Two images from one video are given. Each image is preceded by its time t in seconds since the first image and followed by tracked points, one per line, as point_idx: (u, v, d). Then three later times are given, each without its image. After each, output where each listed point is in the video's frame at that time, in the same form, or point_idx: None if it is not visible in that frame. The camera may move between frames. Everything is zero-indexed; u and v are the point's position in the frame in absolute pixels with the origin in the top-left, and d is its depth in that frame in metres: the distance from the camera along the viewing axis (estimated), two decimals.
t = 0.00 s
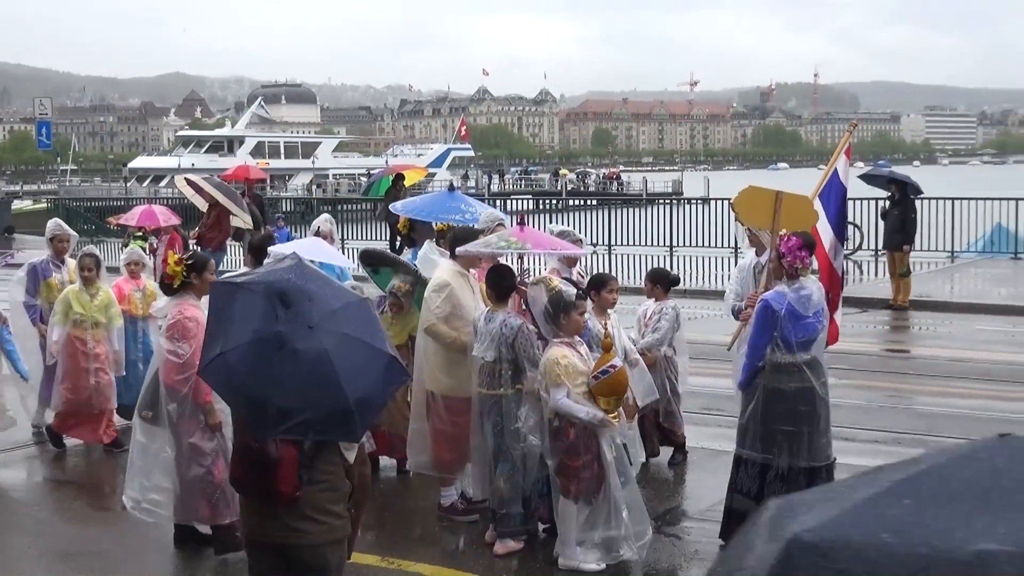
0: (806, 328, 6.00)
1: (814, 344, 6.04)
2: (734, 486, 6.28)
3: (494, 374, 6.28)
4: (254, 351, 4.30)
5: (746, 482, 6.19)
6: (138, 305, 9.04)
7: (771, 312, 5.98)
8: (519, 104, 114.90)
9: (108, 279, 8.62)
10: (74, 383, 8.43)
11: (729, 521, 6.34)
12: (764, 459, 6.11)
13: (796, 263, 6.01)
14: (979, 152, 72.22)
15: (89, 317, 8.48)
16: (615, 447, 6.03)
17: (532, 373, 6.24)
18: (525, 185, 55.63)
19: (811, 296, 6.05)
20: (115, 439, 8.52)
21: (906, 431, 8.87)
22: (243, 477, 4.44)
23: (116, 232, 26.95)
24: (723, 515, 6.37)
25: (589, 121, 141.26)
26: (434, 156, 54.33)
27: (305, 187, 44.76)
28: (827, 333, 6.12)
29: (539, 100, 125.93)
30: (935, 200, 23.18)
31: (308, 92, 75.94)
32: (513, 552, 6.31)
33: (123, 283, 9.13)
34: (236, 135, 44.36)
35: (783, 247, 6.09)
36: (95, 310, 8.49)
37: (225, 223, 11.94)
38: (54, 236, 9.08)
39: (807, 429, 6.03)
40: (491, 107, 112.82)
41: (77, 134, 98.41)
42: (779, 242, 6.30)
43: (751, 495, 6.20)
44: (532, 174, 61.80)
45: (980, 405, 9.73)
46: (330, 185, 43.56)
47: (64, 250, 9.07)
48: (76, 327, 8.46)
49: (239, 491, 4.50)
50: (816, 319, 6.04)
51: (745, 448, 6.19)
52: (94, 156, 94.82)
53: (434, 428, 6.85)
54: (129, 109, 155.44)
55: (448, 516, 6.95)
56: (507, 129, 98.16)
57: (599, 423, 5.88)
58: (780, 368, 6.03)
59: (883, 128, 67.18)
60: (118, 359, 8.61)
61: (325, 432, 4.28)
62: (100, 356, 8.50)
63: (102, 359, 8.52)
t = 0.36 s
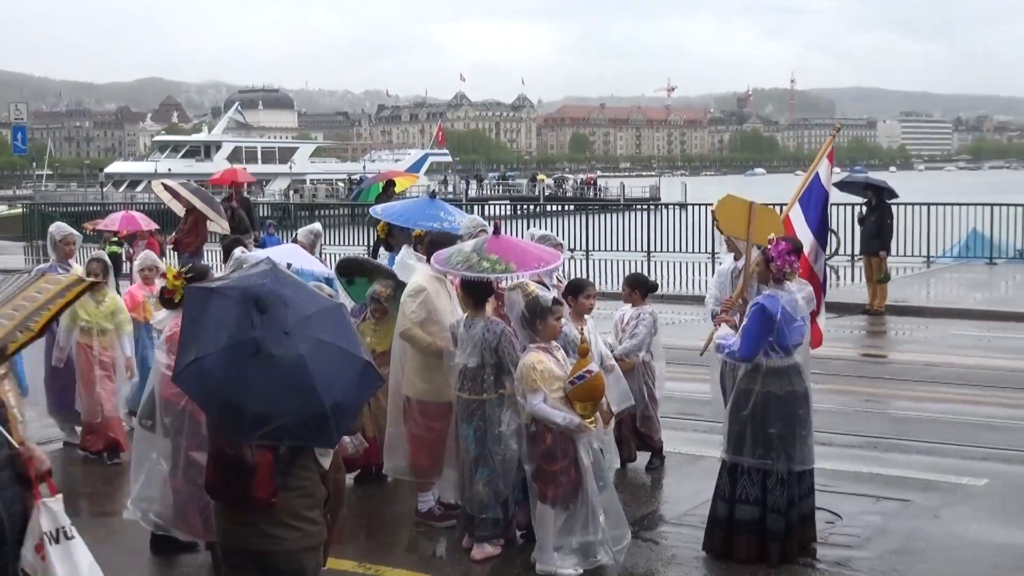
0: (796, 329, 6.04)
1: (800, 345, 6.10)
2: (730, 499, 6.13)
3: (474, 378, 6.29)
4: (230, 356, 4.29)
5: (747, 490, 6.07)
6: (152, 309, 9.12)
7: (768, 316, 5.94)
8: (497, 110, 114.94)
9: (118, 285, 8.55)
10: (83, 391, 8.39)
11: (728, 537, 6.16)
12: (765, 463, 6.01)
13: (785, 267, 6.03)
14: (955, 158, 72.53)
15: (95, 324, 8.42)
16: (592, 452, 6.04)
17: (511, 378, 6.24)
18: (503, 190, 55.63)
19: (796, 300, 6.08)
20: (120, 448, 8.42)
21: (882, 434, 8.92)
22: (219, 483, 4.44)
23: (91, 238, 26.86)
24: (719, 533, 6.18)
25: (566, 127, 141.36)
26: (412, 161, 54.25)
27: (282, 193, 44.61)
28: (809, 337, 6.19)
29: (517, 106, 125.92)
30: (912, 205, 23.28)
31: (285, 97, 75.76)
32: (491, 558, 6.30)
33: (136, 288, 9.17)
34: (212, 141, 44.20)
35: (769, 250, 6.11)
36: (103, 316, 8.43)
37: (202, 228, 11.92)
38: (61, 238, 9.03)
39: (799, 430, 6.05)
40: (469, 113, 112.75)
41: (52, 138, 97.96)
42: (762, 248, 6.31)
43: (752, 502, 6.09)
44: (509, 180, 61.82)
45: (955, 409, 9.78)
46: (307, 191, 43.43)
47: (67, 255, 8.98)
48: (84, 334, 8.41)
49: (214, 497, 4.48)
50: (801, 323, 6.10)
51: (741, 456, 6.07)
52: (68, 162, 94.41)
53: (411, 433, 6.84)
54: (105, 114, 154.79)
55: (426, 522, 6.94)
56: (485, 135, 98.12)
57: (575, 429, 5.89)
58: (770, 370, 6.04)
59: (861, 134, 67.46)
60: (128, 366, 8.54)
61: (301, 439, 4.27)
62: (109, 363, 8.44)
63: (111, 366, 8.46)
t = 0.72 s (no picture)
0: (775, 333, 6.08)
1: (777, 350, 6.12)
2: (728, 506, 6.04)
3: (453, 384, 6.28)
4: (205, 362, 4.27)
5: (742, 496, 6.00)
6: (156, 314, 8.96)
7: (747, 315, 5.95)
8: (475, 117, 115.03)
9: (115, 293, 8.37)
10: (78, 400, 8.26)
11: (732, 548, 6.03)
12: (758, 464, 6.00)
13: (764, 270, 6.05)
14: (930, 164, 72.79)
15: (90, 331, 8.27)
16: (568, 458, 6.05)
17: (490, 383, 6.25)
18: (481, 196, 55.67)
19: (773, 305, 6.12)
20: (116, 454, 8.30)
21: (859, 440, 8.94)
22: (198, 488, 4.43)
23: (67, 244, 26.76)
24: (723, 545, 6.05)
25: (544, 133, 141.55)
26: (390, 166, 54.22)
27: (260, 198, 44.52)
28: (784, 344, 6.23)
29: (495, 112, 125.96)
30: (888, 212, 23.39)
31: (262, 103, 75.66)
32: (469, 563, 6.28)
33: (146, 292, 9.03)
34: (189, 146, 44.10)
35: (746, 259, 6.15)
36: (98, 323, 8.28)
37: (178, 234, 11.87)
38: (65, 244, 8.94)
39: (783, 429, 6.08)
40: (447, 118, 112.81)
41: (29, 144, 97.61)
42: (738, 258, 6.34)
43: (750, 509, 6.02)
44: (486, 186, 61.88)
45: (932, 414, 9.82)
46: (285, 197, 43.37)
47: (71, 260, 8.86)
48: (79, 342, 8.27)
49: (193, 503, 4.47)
50: (778, 329, 6.14)
51: (733, 459, 6.03)
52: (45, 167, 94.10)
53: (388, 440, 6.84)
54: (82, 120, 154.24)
55: (403, 528, 6.92)
56: (463, 140, 98.16)
57: (552, 435, 5.89)
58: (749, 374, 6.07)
59: (837, 141, 67.72)
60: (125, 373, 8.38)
61: (279, 445, 4.27)
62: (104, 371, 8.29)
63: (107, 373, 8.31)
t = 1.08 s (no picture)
0: (746, 338, 6.09)
1: (748, 355, 6.13)
2: (696, 513, 6.07)
3: (433, 389, 6.28)
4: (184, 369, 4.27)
5: (713, 502, 6.02)
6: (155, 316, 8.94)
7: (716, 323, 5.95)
8: (453, 121, 115.03)
9: (118, 296, 8.30)
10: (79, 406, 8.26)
11: (699, 553, 6.05)
12: (729, 470, 6.00)
13: (733, 276, 5.99)
14: (908, 168, 73.15)
15: (93, 336, 8.22)
16: (546, 462, 6.05)
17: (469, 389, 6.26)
18: (459, 201, 55.63)
19: (747, 311, 6.10)
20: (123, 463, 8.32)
21: (837, 443, 8.97)
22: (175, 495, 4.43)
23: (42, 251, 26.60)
24: (690, 550, 6.09)
25: (522, 137, 141.62)
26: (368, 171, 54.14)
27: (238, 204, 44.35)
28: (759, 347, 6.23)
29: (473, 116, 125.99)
30: (865, 215, 23.50)
31: (240, 108, 75.39)
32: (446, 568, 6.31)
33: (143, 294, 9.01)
34: (166, 151, 43.94)
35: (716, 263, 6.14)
36: (101, 329, 8.22)
37: (155, 240, 11.84)
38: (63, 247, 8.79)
39: (757, 434, 6.08)
40: (425, 122, 112.75)
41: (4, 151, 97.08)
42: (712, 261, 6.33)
43: (720, 515, 6.02)
44: (464, 190, 61.84)
45: (910, 417, 9.87)
46: (263, 202, 43.29)
47: (66, 263, 8.77)
48: (82, 348, 8.24)
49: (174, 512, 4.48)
50: (751, 333, 6.13)
51: (702, 465, 6.06)
52: (21, 174, 93.65)
53: (366, 446, 6.83)
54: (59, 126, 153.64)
55: (383, 532, 6.94)
56: (441, 146, 98.14)
57: (529, 440, 5.89)
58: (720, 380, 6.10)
59: (815, 145, 67.98)
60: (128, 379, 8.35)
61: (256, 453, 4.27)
62: (105, 377, 8.26)
63: (107, 380, 8.27)
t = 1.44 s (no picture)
0: (711, 345, 6.10)
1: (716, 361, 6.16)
2: (658, 515, 6.14)
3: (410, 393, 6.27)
4: (163, 375, 4.25)
5: (672, 506, 6.09)
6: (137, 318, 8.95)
7: (675, 327, 6.04)
8: (430, 125, 114.97)
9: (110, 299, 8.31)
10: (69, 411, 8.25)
11: (659, 555, 6.11)
12: (688, 475, 6.06)
13: (697, 281, 6.03)
14: (884, 170, 73.40)
15: (85, 340, 8.22)
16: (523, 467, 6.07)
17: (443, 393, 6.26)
18: (436, 205, 55.59)
19: (712, 316, 6.11)
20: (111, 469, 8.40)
21: (814, 445, 9.01)
22: (149, 500, 4.39)
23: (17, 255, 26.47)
24: (653, 553, 6.14)
25: (498, 141, 141.64)
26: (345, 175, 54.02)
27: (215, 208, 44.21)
28: (731, 352, 6.23)
29: (450, 119, 125.96)
30: (841, 218, 23.59)
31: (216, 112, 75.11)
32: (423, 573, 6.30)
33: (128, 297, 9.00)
34: (142, 155, 43.71)
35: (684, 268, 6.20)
36: (93, 333, 8.22)
37: (132, 244, 11.78)
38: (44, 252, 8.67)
39: (720, 439, 6.12)
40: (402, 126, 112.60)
41: None
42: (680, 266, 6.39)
43: (680, 519, 6.08)
44: (441, 194, 61.74)
45: (886, 419, 9.91)
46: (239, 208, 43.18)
47: (50, 266, 8.70)
48: (74, 352, 8.23)
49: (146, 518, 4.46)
50: (719, 338, 6.14)
51: (662, 469, 6.14)
52: None
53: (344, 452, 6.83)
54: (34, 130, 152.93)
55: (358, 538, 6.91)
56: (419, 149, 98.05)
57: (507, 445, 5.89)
58: (682, 385, 6.16)
59: (792, 149, 68.20)
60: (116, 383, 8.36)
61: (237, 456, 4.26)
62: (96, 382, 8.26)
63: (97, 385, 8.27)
